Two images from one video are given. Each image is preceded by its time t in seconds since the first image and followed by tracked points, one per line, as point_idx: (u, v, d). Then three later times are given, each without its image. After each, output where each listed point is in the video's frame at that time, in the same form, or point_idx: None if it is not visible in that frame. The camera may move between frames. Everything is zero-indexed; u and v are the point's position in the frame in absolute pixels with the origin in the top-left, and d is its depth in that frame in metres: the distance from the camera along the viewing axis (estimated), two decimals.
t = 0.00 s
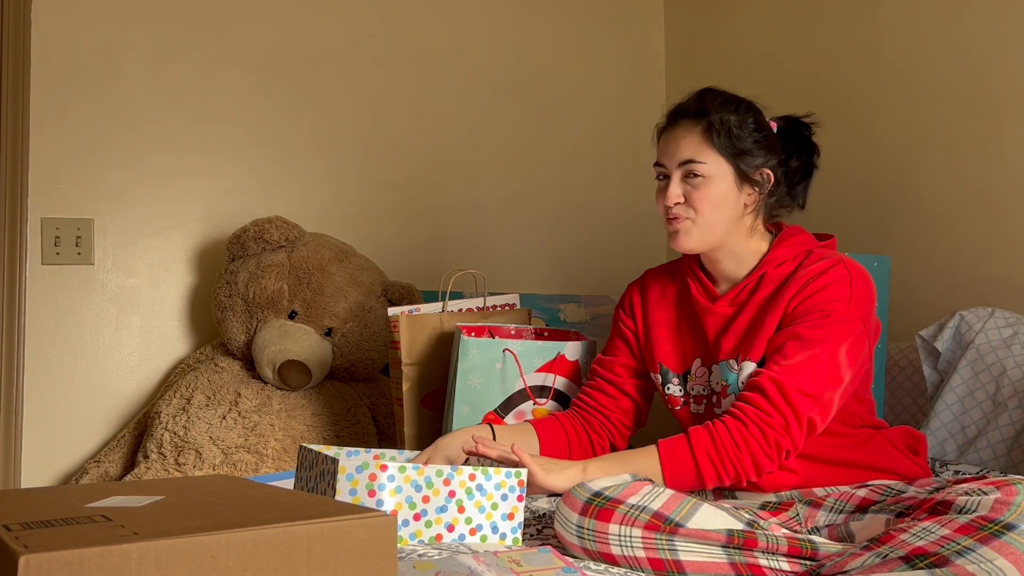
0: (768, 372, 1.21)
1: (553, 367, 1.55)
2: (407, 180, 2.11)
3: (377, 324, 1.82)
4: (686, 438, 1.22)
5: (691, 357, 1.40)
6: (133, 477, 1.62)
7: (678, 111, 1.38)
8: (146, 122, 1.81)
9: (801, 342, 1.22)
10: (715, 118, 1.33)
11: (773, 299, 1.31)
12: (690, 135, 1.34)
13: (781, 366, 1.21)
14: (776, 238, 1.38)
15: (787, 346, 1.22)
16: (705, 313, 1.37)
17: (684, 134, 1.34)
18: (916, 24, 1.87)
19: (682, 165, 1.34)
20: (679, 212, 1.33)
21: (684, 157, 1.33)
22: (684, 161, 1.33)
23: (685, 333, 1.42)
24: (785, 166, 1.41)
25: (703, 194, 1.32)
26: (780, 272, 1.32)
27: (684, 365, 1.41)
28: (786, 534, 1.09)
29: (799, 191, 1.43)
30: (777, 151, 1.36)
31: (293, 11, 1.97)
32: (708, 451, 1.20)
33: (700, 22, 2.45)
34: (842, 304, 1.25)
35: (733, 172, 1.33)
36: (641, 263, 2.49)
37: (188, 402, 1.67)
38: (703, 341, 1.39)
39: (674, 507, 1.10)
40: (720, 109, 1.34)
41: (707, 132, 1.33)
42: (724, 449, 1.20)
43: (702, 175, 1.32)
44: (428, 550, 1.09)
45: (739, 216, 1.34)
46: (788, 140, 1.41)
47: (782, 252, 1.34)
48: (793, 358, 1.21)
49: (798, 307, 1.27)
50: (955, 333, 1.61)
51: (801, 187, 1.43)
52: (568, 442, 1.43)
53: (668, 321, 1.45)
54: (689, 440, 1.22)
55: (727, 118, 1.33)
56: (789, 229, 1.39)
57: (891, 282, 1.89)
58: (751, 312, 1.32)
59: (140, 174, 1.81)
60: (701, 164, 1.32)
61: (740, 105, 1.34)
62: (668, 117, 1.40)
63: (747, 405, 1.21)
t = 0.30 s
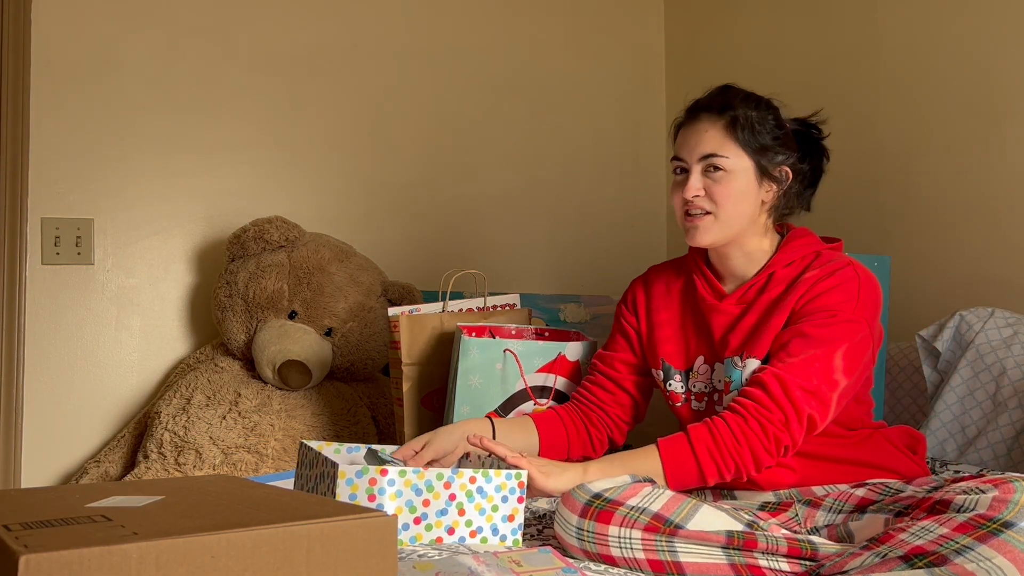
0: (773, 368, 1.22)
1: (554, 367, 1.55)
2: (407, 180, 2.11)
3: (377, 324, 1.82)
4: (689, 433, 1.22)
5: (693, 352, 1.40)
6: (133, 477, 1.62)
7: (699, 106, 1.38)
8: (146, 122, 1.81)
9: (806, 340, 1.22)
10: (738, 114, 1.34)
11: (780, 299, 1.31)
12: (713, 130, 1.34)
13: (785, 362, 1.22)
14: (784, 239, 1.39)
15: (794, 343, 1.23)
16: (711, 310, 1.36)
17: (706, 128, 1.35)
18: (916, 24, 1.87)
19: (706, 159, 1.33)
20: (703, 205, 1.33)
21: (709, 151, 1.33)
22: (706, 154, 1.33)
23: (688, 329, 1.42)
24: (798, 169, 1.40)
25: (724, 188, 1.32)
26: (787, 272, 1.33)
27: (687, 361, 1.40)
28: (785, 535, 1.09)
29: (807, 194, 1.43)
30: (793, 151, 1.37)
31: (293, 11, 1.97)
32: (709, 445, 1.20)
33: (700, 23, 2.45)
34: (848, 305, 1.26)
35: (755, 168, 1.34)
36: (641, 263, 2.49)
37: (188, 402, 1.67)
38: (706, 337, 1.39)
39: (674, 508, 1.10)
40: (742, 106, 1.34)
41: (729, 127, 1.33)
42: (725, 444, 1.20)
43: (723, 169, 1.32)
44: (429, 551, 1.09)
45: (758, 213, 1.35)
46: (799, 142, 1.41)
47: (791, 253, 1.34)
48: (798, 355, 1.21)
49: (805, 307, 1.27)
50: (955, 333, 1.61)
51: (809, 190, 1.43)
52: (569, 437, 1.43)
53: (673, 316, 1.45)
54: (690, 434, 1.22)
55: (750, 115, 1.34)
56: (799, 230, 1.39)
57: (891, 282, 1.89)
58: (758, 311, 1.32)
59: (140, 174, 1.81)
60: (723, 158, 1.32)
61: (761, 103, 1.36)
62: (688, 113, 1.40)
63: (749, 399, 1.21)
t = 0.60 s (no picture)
0: (779, 364, 1.22)
1: (554, 367, 1.56)
2: (407, 180, 2.11)
3: (377, 324, 1.82)
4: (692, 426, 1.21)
5: (699, 348, 1.41)
6: (132, 477, 1.62)
7: (714, 104, 1.37)
8: (146, 122, 1.81)
9: (814, 337, 1.23)
10: (753, 112, 1.33)
11: (787, 296, 1.32)
12: (727, 129, 1.34)
13: (792, 358, 1.22)
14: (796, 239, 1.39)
15: (801, 341, 1.23)
16: (720, 307, 1.37)
17: (720, 127, 1.34)
18: (916, 24, 1.87)
19: (719, 158, 1.33)
20: (714, 204, 1.33)
21: (721, 150, 1.33)
22: (719, 153, 1.33)
23: (695, 324, 1.43)
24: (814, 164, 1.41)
25: (737, 188, 1.32)
26: (799, 271, 1.33)
27: (693, 356, 1.41)
28: (786, 536, 1.09)
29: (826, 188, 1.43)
30: (807, 148, 1.37)
31: (293, 11, 1.97)
32: (711, 439, 1.20)
33: (700, 23, 2.45)
34: (857, 306, 1.26)
35: (768, 168, 1.33)
36: (641, 263, 2.49)
37: (188, 402, 1.68)
38: (713, 332, 1.40)
39: (674, 510, 1.10)
40: (757, 104, 1.34)
41: (743, 126, 1.33)
42: (728, 437, 1.19)
43: (736, 169, 1.32)
44: (429, 551, 1.09)
45: (770, 213, 1.35)
46: (816, 138, 1.41)
47: (802, 252, 1.34)
48: (805, 353, 1.22)
49: (813, 305, 1.28)
50: (954, 333, 1.61)
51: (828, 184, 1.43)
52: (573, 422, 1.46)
53: (680, 311, 1.45)
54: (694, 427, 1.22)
55: (764, 114, 1.33)
56: (810, 231, 1.39)
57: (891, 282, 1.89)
58: (767, 310, 1.33)
59: (140, 174, 1.81)
60: (736, 158, 1.32)
61: (777, 101, 1.35)
62: (703, 110, 1.39)
63: (753, 393, 1.21)
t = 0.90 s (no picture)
0: (796, 361, 1.22)
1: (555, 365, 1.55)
2: (407, 180, 2.11)
3: (377, 324, 1.82)
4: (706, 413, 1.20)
5: (708, 338, 1.44)
6: (132, 477, 1.62)
7: (744, 96, 1.40)
8: (145, 122, 1.81)
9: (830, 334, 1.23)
10: (780, 108, 1.35)
11: (801, 293, 1.34)
12: (752, 122, 1.36)
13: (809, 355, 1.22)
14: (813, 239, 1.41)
15: (817, 339, 1.23)
16: (730, 297, 1.40)
17: (745, 119, 1.36)
18: (916, 24, 1.88)
19: (741, 150, 1.35)
20: (730, 194, 1.36)
21: (744, 142, 1.35)
22: (742, 145, 1.35)
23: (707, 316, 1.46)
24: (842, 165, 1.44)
25: (756, 181, 1.34)
26: (812, 269, 1.35)
27: (702, 345, 1.44)
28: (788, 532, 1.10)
29: (852, 193, 1.46)
30: (833, 150, 1.39)
31: (293, 11, 1.97)
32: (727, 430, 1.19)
33: (700, 23, 2.45)
34: (870, 305, 1.27)
35: (789, 164, 1.35)
36: (641, 263, 2.49)
37: (188, 401, 1.68)
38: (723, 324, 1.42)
39: (676, 506, 1.11)
40: (786, 100, 1.36)
41: (769, 120, 1.35)
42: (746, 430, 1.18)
43: (757, 162, 1.34)
44: (428, 551, 1.09)
45: (787, 208, 1.37)
46: (848, 140, 1.45)
47: (818, 250, 1.37)
48: (821, 351, 1.22)
49: (828, 304, 1.29)
50: (955, 334, 1.61)
51: (854, 190, 1.46)
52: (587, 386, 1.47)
53: (694, 299, 1.48)
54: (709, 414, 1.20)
55: (790, 110, 1.35)
56: (826, 232, 1.41)
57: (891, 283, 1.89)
58: (779, 306, 1.35)
59: (140, 174, 1.81)
60: (758, 151, 1.34)
61: (806, 98, 1.37)
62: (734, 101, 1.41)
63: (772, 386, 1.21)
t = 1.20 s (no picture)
0: (827, 367, 1.22)
1: (554, 367, 1.54)
2: (407, 180, 2.11)
3: (377, 324, 1.82)
4: (748, 408, 1.19)
5: (722, 336, 1.44)
6: (132, 477, 1.62)
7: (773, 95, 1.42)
8: (145, 122, 1.81)
9: (857, 339, 1.24)
10: (809, 107, 1.38)
11: (821, 294, 1.34)
12: (780, 118, 1.38)
13: (837, 360, 1.23)
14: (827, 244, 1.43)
15: (844, 344, 1.24)
16: (747, 296, 1.40)
17: (773, 115, 1.38)
18: (916, 24, 1.88)
19: (767, 145, 1.37)
20: (753, 187, 1.36)
21: (771, 138, 1.37)
22: (769, 140, 1.37)
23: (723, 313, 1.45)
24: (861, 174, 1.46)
25: (779, 174, 1.35)
26: (830, 271, 1.37)
27: (716, 342, 1.44)
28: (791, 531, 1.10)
29: (868, 205, 1.49)
30: (856, 154, 1.41)
31: (292, 10, 1.97)
32: (769, 429, 1.18)
33: (700, 23, 2.45)
34: (892, 311, 1.28)
35: (813, 162, 1.37)
36: (641, 263, 2.49)
37: (188, 401, 1.68)
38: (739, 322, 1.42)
39: (678, 501, 1.11)
40: (815, 101, 1.38)
41: (796, 118, 1.37)
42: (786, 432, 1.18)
43: (783, 157, 1.35)
44: (428, 551, 1.09)
45: (808, 206, 1.38)
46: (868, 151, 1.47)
47: (835, 253, 1.38)
48: (847, 357, 1.23)
49: (849, 307, 1.30)
50: (955, 334, 1.62)
51: (870, 202, 1.48)
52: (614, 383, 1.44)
53: (711, 298, 1.48)
54: (751, 410, 1.19)
55: (818, 111, 1.37)
56: (844, 236, 1.42)
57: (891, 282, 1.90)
58: (798, 307, 1.35)
59: (140, 174, 1.81)
60: (784, 146, 1.36)
61: (832, 101, 1.39)
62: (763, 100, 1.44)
63: (808, 389, 1.21)
